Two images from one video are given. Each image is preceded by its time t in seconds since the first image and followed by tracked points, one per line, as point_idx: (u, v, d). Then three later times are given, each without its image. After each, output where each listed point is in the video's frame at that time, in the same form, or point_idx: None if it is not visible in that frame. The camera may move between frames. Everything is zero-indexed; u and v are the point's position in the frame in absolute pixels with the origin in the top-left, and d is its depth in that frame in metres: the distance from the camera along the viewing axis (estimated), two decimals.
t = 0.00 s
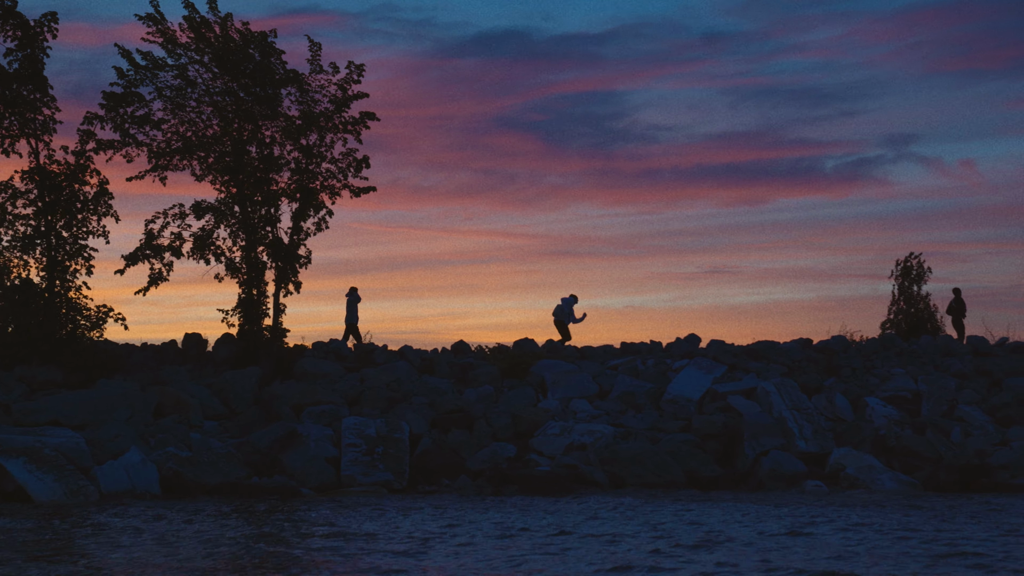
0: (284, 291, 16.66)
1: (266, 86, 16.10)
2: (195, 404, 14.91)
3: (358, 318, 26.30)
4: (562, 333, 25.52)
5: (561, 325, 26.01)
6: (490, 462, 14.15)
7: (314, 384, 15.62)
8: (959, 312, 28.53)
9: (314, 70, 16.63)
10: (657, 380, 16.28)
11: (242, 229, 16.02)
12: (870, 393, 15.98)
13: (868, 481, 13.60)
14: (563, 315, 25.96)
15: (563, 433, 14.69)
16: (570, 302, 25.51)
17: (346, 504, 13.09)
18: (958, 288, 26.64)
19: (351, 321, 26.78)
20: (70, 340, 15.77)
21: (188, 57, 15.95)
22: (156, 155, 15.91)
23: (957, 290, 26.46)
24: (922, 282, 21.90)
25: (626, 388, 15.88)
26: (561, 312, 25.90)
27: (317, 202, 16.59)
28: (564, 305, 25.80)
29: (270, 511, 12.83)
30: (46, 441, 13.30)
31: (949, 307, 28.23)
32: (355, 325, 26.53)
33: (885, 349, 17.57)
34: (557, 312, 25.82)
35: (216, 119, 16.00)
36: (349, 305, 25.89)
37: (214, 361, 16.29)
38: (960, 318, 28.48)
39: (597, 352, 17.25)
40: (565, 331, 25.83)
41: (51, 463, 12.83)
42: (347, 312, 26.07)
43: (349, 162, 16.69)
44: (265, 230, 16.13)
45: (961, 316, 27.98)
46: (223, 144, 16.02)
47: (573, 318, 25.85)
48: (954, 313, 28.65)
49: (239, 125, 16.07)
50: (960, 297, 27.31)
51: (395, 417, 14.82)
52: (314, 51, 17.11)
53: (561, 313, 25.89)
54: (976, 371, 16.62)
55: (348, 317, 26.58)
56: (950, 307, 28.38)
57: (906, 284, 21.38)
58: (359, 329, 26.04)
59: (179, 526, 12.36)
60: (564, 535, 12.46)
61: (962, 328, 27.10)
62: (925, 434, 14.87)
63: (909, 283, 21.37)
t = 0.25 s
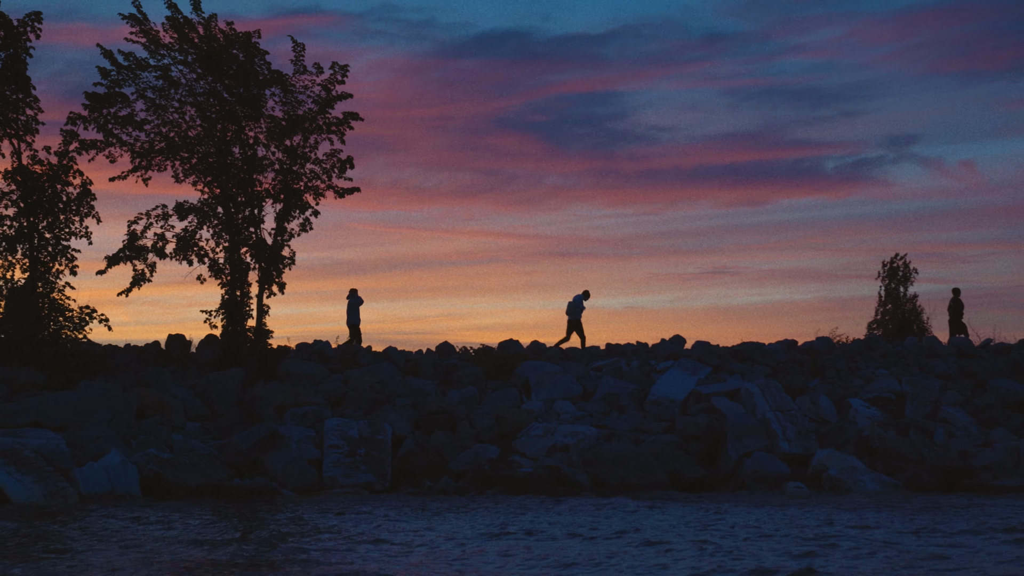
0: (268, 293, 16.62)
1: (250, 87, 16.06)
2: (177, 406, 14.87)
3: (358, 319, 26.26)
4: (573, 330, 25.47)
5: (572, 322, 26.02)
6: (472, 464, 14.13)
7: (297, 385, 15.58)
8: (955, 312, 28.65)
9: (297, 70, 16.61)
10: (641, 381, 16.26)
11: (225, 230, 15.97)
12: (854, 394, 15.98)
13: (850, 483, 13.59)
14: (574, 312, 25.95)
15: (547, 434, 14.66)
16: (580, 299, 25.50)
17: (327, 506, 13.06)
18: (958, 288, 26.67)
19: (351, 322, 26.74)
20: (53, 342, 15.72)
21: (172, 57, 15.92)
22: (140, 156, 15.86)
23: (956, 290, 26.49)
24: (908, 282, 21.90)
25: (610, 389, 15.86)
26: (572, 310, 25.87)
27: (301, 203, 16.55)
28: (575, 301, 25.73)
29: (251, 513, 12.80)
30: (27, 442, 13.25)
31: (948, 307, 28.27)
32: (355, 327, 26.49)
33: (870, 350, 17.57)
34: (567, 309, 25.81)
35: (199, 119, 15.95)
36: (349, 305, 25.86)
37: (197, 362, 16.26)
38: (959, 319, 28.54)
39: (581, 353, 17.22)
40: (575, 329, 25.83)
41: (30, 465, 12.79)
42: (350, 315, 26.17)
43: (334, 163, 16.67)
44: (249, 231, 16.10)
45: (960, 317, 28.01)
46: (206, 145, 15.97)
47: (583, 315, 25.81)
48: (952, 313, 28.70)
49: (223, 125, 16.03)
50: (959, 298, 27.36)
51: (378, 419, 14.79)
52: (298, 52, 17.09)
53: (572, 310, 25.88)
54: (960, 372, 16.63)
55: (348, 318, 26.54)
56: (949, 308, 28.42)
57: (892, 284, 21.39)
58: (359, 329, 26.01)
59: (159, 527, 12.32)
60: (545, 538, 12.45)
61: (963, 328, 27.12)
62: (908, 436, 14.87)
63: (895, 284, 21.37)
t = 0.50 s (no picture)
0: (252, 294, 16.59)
1: (233, 88, 16.03)
2: (159, 407, 14.83)
3: (358, 321, 26.18)
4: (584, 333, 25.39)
5: (585, 323, 25.96)
6: (455, 465, 14.10)
7: (280, 386, 15.54)
8: (959, 315, 28.56)
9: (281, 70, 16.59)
10: (626, 382, 16.24)
11: (209, 231, 15.94)
12: (838, 395, 15.97)
13: (832, 483, 13.57)
14: (587, 314, 25.91)
15: (530, 435, 14.63)
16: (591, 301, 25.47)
17: (308, 507, 13.03)
18: (959, 289, 26.67)
19: (350, 324, 26.67)
20: (35, 342, 15.68)
21: (155, 57, 15.87)
22: (123, 157, 15.82)
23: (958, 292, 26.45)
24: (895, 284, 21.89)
25: (594, 390, 15.84)
26: (584, 312, 25.84)
27: (285, 204, 16.52)
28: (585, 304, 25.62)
29: (231, 514, 12.77)
30: (7, 443, 13.22)
31: (950, 310, 28.24)
32: (355, 328, 26.41)
33: (855, 351, 17.56)
34: (579, 311, 25.78)
35: (183, 120, 15.92)
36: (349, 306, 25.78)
37: (180, 363, 16.23)
38: (960, 321, 28.52)
39: (566, 354, 17.20)
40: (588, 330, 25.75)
41: (10, 466, 12.75)
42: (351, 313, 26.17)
43: (319, 164, 16.65)
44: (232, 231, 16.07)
45: (961, 320, 27.97)
46: (190, 145, 15.94)
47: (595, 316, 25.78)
48: (954, 316, 28.67)
49: (207, 126, 16.00)
50: (960, 297, 27.37)
51: (361, 420, 14.75)
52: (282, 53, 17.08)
53: (585, 311, 25.83)
54: (944, 373, 16.62)
55: (348, 320, 26.47)
56: (951, 310, 28.37)
57: (879, 286, 21.36)
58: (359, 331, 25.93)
59: (137, 528, 12.29)
60: (524, 539, 12.43)
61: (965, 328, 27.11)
62: (892, 437, 14.86)
63: (883, 285, 21.35)
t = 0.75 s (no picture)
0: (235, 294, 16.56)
1: (217, 88, 16.00)
2: (142, 407, 14.80)
3: (358, 322, 26.15)
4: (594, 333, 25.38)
5: (595, 325, 25.89)
6: (437, 465, 14.07)
7: (264, 387, 15.51)
8: (957, 314, 28.62)
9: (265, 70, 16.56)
10: (610, 383, 16.22)
11: (192, 231, 15.91)
12: (823, 395, 15.97)
13: (814, 484, 13.56)
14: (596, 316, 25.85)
15: (513, 436, 14.61)
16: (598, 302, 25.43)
17: (289, 507, 13.00)
18: (958, 290, 26.71)
19: (350, 325, 26.66)
20: (17, 343, 15.64)
21: (137, 57, 15.84)
22: (106, 157, 15.78)
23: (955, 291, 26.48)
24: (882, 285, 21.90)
25: (578, 391, 15.82)
26: (593, 313, 25.77)
27: (269, 204, 16.50)
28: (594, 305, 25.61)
29: (211, 515, 12.74)
30: None
31: (948, 310, 28.28)
32: (355, 329, 26.38)
33: (840, 352, 17.57)
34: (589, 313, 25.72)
35: (166, 120, 15.88)
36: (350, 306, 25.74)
37: (163, 364, 16.20)
38: (958, 320, 28.55)
39: (551, 355, 17.18)
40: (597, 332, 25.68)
41: None
42: (351, 313, 26.16)
43: (303, 164, 16.63)
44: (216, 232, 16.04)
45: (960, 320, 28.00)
46: (173, 146, 15.90)
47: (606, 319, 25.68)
48: (952, 315, 28.71)
49: (190, 126, 15.97)
50: (959, 298, 27.42)
51: (343, 421, 14.72)
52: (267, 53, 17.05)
53: (595, 314, 25.72)
54: (929, 374, 16.63)
55: (348, 320, 26.45)
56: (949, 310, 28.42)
57: (866, 287, 21.37)
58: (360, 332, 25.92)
59: (116, 529, 12.25)
60: (505, 540, 12.40)
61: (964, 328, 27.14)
62: (875, 438, 14.86)
63: (869, 287, 21.34)
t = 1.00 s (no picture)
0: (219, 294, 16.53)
1: (200, 87, 15.97)
2: (125, 408, 14.77)
3: (358, 320, 26.12)
4: (601, 329, 25.35)
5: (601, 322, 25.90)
6: (420, 466, 14.04)
7: (247, 387, 15.48)
8: (957, 314, 28.64)
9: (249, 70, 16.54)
10: (595, 383, 16.20)
11: (176, 231, 15.87)
12: (807, 395, 15.96)
13: (797, 484, 13.56)
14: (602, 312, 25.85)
15: (496, 436, 14.59)
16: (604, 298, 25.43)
17: (270, 508, 12.97)
18: (958, 287, 26.73)
19: (350, 324, 26.63)
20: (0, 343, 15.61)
21: (121, 57, 15.83)
22: (89, 156, 15.75)
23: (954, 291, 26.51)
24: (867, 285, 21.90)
25: (563, 391, 15.79)
26: (599, 309, 25.78)
27: (253, 204, 16.47)
28: (599, 300, 25.61)
29: (192, 516, 12.71)
30: None
31: (946, 309, 28.31)
32: (355, 328, 26.35)
33: (825, 352, 17.56)
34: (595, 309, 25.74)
35: (149, 119, 15.85)
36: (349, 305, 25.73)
37: (147, 364, 16.18)
38: (958, 320, 28.58)
39: (537, 355, 17.17)
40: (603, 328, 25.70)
41: None
42: (351, 310, 26.15)
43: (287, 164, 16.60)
44: (199, 232, 16.01)
45: (959, 319, 28.02)
46: (157, 145, 15.87)
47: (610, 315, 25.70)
48: (952, 315, 28.72)
49: (174, 126, 15.93)
50: (959, 296, 27.46)
51: (327, 421, 14.70)
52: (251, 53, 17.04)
53: (600, 309, 25.79)
54: (914, 374, 16.63)
55: (348, 319, 26.41)
56: (948, 310, 28.45)
57: (852, 286, 21.36)
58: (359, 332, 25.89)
59: (95, 530, 12.23)
60: (485, 541, 12.38)
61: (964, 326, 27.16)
62: (859, 438, 14.86)
63: (856, 286, 21.33)
